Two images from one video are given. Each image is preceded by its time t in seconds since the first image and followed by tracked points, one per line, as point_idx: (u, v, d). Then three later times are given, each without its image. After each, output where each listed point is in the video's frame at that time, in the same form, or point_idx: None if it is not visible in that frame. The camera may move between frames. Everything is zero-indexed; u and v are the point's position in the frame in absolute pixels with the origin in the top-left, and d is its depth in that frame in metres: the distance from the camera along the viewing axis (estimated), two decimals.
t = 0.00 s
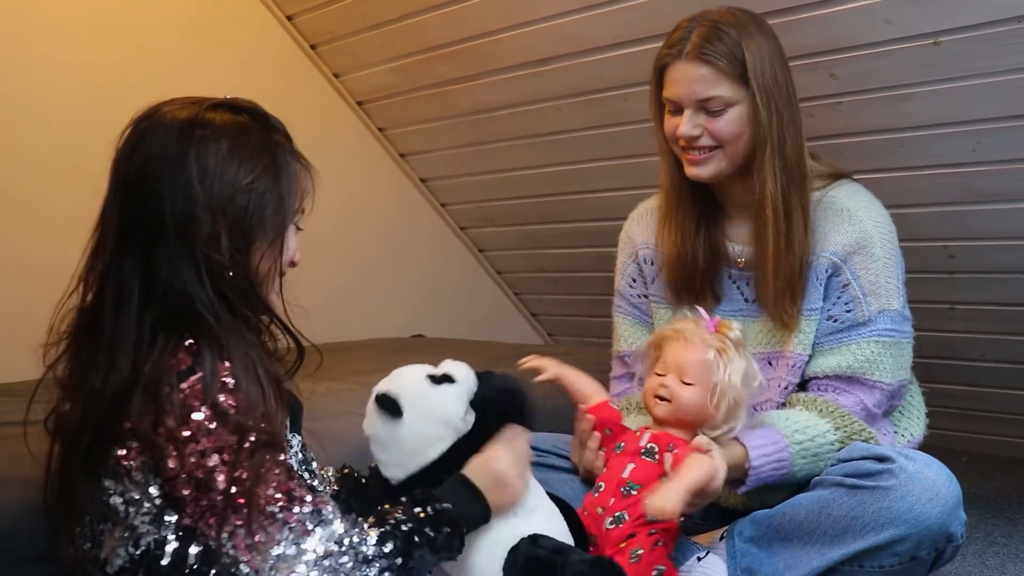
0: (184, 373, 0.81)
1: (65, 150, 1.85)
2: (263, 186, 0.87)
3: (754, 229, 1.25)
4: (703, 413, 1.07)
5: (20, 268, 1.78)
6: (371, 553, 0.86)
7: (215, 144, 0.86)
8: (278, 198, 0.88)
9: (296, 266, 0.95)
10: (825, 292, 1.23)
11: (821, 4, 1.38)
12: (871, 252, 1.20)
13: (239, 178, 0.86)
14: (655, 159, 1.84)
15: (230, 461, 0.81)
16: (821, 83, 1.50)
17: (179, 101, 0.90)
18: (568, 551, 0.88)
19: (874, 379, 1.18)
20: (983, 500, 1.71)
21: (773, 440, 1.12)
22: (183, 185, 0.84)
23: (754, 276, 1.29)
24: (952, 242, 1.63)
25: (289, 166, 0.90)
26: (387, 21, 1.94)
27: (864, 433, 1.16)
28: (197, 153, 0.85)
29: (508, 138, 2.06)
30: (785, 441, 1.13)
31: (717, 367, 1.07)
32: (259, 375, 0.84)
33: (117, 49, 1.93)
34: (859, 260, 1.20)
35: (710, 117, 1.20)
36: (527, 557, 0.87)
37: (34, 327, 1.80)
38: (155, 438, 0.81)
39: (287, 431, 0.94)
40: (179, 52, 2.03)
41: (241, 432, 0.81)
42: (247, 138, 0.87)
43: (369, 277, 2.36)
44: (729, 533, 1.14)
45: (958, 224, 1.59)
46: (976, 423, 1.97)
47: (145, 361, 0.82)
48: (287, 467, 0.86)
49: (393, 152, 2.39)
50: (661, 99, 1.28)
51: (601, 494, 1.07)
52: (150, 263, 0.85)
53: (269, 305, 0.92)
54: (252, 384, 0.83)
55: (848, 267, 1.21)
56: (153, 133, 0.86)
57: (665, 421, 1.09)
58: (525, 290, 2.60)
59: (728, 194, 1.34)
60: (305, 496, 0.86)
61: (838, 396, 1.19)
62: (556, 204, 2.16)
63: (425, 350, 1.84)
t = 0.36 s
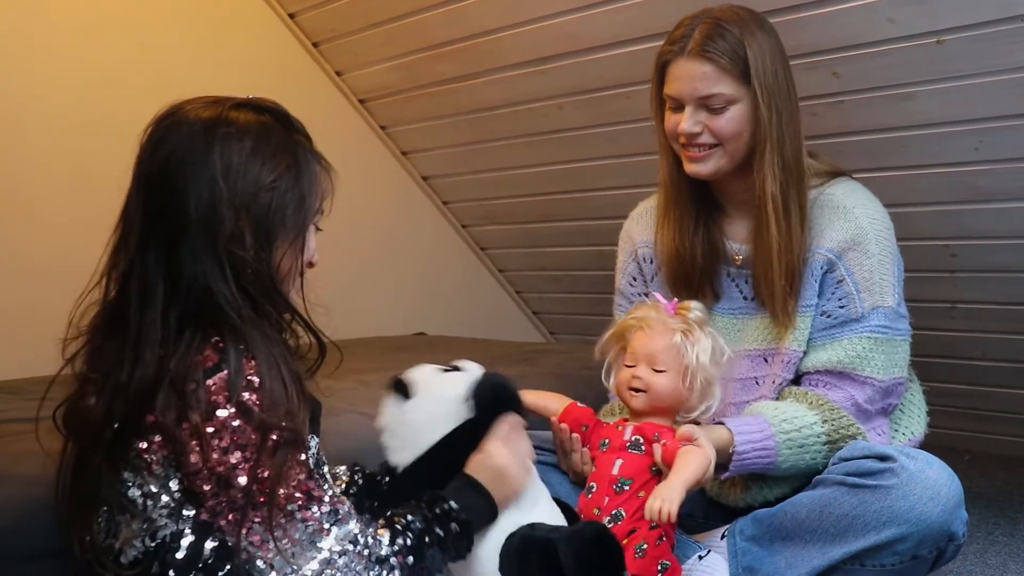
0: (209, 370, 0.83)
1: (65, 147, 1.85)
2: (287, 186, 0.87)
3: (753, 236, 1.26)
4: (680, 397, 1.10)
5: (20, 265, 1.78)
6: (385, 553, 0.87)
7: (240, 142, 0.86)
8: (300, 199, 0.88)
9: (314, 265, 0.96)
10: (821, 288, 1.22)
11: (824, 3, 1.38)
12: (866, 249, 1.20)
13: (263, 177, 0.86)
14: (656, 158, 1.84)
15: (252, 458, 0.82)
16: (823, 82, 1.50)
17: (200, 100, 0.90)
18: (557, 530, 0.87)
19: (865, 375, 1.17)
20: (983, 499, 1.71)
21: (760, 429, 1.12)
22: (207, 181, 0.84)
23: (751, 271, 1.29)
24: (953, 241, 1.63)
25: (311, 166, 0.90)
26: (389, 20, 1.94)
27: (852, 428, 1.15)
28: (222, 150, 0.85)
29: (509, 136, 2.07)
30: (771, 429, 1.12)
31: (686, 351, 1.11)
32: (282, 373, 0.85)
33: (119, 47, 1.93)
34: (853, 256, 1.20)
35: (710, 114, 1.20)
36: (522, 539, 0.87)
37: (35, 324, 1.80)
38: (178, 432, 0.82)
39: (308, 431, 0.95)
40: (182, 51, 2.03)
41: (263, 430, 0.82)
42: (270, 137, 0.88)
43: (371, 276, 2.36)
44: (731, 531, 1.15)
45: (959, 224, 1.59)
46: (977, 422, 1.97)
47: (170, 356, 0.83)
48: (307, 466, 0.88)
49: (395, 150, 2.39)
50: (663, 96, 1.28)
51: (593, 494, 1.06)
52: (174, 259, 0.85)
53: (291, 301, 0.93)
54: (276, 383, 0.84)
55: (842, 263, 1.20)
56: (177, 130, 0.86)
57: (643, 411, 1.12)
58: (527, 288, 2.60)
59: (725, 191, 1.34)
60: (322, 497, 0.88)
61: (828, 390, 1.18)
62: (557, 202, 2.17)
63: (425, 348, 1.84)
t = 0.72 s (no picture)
0: (214, 368, 0.83)
1: (69, 143, 1.85)
2: (295, 186, 0.88)
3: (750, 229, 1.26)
4: (643, 384, 1.13)
5: (23, 261, 1.78)
6: (389, 558, 0.88)
7: (250, 139, 0.86)
8: (308, 195, 0.89)
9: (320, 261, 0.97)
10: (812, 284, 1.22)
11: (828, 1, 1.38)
12: (860, 246, 1.19)
13: (273, 176, 0.87)
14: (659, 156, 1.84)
15: (256, 457, 0.82)
16: (827, 80, 1.49)
17: (206, 94, 0.90)
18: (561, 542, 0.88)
19: (847, 369, 1.16)
20: (986, 498, 1.71)
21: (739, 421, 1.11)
22: (217, 178, 0.84)
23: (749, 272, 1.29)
24: (957, 240, 1.63)
25: (319, 162, 0.91)
26: (393, 16, 1.94)
27: (831, 423, 1.13)
28: (232, 147, 0.85)
29: (512, 134, 2.06)
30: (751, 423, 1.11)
31: (640, 341, 1.14)
32: (288, 372, 0.86)
33: (123, 43, 1.93)
34: (847, 253, 1.19)
35: (713, 114, 1.20)
36: (523, 547, 0.88)
37: (37, 320, 1.80)
38: (184, 430, 0.82)
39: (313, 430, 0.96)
40: (186, 47, 2.03)
41: (268, 429, 0.82)
42: (278, 134, 0.88)
43: (374, 273, 2.36)
44: (734, 529, 1.14)
45: (963, 223, 1.59)
46: (981, 421, 1.97)
47: (176, 354, 0.83)
48: (309, 464, 0.88)
49: (398, 148, 2.39)
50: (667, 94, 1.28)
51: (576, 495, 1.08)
52: (184, 256, 0.85)
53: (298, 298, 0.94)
54: (282, 382, 0.85)
55: (836, 260, 1.20)
56: (186, 125, 0.86)
57: (611, 406, 1.14)
58: (529, 286, 2.60)
59: (726, 191, 1.33)
60: (325, 496, 0.89)
61: (810, 384, 1.17)
62: (561, 200, 2.16)
63: (427, 346, 1.84)
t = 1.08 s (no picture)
0: (213, 370, 0.83)
1: (76, 143, 1.85)
2: (290, 185, 0.88)
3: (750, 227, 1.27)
4: (600, 390, 1.14)
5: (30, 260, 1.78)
6: (391, 564, 0.89)
7: (245, 140, 0.87)
8: (304, 195, 0.89)
9: (316, 263, 0.97)
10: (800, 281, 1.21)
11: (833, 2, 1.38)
12: (851, 245, 1.19)
13: (268, 176, 0.87)
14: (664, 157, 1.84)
15: (255, 459, 0.83)
16: (832, 81, 1.49)
17: (207, 95, 0.91)
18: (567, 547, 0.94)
19: (824, 366, 1.15)
20: (992, 500, 1.70)
21: (710, 421, 1.10)
22: (210, 180, 0.85)
23: (743, 274, 1.29)
24: (963, 242, 1.62)
25: (317, 164, 0.91)
26: (399, 17, 1.94)
27: (802, 427, 1.12)
28: (227, 148, 0.86)
29: (518, 134, 2.06)
30: (722, 424, 1.10)
31: (590, 348, 1.14)
32: (285, 373, 0.86)
33: (130, 43, 1.93)
34: (837, 251, 1.19)
35: (721, 116, 1.20)
36: (528, 553, 0.93)
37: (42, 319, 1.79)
38: (182, 433, 0.82)
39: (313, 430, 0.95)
40: (193, 48, 2.03)
41: (266, 430, 0.83)
42: (273, 134, 0.88)
43: (378, 272, 2.36)
44: (739, 531, 1.14)
45: (969, 225, 1.58)
46: (987, 424, 1.96)
47: (174, 356, 0.84)
48: (309, 467, 0.88)
49: (404, 148, 2.39)
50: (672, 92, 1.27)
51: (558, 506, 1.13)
52: (179, 258, 0.86)
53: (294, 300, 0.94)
54: (280, 383, 0.85)
55: (825, 258, 1.19)
56: (182, 126, 0.87)
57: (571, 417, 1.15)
58: (534, 286, 2.60)
59: (726, 192, 1.33)
60: (326, 500, 0.89)
61: (787, 379, 1.16)
62: (566, 201, 2.16)
63: (431, 346, 1.84)
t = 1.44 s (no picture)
0: (240, 371, 0.84)
1: (79, 148, 1.85)
2: (315, 189, 0.89)
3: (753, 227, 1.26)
4: (591, 404, 1.14)
5: (35, 265, 1.78)
6: (423, 549, 0.89)
7: (271, 143, 0.88)
8: (327, 200, 0.90)
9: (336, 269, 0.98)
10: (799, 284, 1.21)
11: (836, 6, 1.38)
12: (848, 248, 1.19)
13: (292, 180, 0.87)
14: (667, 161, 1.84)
15: (285, 457, 0.84)
16: (835, 85, 1.49)
17: (231, 101, 0.91)
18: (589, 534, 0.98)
19: (819, 368, 1.15)
20: (998, 504, 1.70)
21: (709, 431, 1.10)
22: (237, 182, 0.86)
23: (743, 280, 1.29)
24: (967, 245, 1.62)
25: (339, 170, 0.92)
26: (401, 22, 1.95)
27: (798, 431, 1.12)
28: (253, 152, 0.87)
29: (521, 139, 2.07)
30: (722, 433, 1.10)
31: (578, 363, 1.14)
32: (312, 374, 0.87)
33: (133, 49, 1.93)
34: (834, 254, 1.19)
35: (722, 124, 1.20)
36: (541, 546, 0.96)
37: (46, 324, 1.80)
38: (211, 432, 0.82)
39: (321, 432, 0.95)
40: (196, 53, 2.04)
41: (296, 428, 0.84)
42: (298, 139, 0.89)
43: (382, 277, 2.36)
44: (744, 535, 1.13)
45: (973, 228, 1.58)
46: (993, 428, 1.96)
47: (201, 357, 0.84)
48: (338, 460, 0.90)
49: (407, 153, 2.39)
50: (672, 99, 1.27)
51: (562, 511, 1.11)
52: (204, 259, 0.85)
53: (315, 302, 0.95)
54: (307, 384, 0.86)
55: (822, 262, 1.19)
56: (208, 129, 0.87)
57: (563, 431, 1.15)
58: (537, 291, 2.60)
59: (727, 199, 1.33)
60: (357, 488, 0.91)
61: (782, 382, 1.15)
62: (569, 205, 2.16)
63: (436, 351, 1.84)
